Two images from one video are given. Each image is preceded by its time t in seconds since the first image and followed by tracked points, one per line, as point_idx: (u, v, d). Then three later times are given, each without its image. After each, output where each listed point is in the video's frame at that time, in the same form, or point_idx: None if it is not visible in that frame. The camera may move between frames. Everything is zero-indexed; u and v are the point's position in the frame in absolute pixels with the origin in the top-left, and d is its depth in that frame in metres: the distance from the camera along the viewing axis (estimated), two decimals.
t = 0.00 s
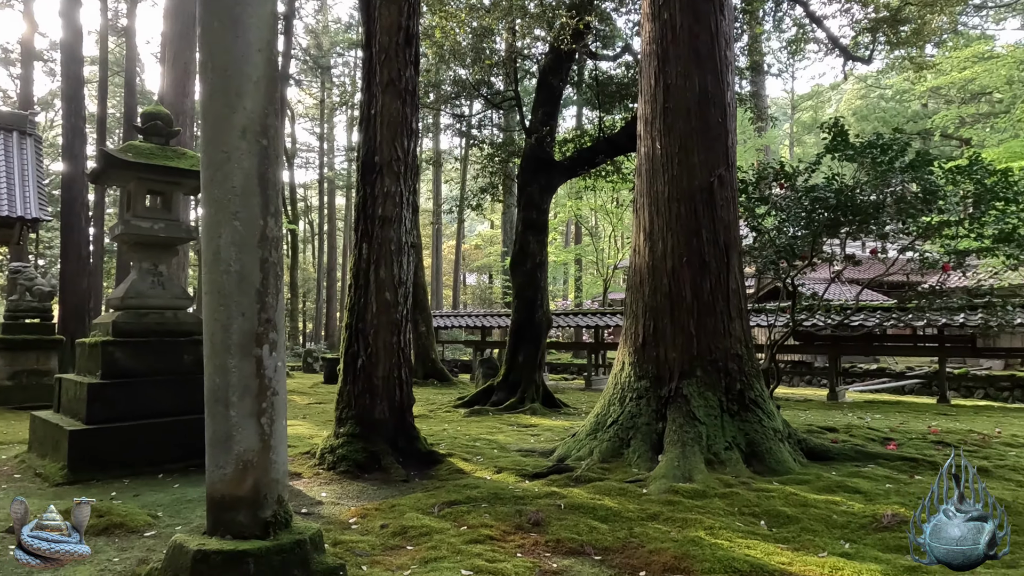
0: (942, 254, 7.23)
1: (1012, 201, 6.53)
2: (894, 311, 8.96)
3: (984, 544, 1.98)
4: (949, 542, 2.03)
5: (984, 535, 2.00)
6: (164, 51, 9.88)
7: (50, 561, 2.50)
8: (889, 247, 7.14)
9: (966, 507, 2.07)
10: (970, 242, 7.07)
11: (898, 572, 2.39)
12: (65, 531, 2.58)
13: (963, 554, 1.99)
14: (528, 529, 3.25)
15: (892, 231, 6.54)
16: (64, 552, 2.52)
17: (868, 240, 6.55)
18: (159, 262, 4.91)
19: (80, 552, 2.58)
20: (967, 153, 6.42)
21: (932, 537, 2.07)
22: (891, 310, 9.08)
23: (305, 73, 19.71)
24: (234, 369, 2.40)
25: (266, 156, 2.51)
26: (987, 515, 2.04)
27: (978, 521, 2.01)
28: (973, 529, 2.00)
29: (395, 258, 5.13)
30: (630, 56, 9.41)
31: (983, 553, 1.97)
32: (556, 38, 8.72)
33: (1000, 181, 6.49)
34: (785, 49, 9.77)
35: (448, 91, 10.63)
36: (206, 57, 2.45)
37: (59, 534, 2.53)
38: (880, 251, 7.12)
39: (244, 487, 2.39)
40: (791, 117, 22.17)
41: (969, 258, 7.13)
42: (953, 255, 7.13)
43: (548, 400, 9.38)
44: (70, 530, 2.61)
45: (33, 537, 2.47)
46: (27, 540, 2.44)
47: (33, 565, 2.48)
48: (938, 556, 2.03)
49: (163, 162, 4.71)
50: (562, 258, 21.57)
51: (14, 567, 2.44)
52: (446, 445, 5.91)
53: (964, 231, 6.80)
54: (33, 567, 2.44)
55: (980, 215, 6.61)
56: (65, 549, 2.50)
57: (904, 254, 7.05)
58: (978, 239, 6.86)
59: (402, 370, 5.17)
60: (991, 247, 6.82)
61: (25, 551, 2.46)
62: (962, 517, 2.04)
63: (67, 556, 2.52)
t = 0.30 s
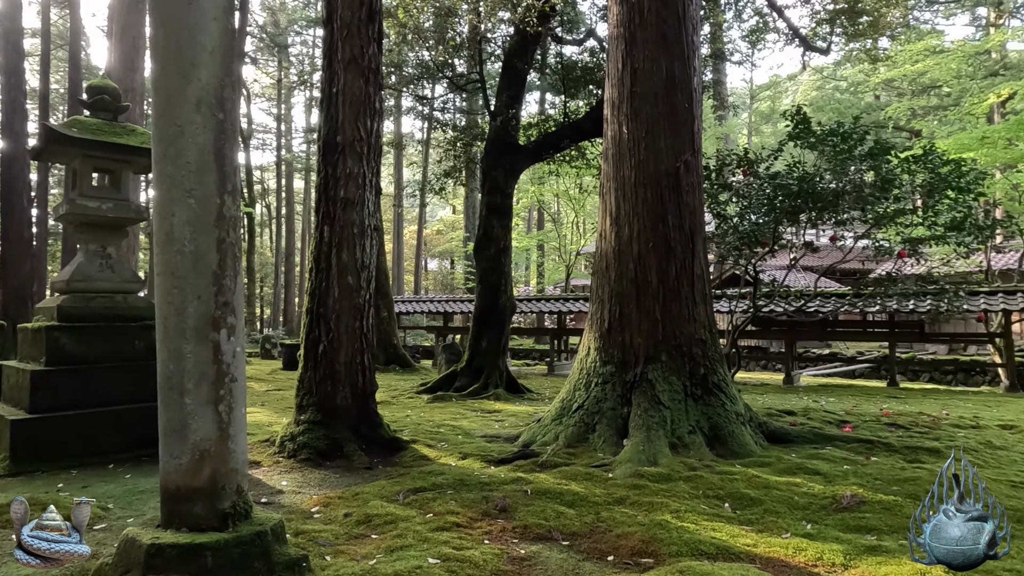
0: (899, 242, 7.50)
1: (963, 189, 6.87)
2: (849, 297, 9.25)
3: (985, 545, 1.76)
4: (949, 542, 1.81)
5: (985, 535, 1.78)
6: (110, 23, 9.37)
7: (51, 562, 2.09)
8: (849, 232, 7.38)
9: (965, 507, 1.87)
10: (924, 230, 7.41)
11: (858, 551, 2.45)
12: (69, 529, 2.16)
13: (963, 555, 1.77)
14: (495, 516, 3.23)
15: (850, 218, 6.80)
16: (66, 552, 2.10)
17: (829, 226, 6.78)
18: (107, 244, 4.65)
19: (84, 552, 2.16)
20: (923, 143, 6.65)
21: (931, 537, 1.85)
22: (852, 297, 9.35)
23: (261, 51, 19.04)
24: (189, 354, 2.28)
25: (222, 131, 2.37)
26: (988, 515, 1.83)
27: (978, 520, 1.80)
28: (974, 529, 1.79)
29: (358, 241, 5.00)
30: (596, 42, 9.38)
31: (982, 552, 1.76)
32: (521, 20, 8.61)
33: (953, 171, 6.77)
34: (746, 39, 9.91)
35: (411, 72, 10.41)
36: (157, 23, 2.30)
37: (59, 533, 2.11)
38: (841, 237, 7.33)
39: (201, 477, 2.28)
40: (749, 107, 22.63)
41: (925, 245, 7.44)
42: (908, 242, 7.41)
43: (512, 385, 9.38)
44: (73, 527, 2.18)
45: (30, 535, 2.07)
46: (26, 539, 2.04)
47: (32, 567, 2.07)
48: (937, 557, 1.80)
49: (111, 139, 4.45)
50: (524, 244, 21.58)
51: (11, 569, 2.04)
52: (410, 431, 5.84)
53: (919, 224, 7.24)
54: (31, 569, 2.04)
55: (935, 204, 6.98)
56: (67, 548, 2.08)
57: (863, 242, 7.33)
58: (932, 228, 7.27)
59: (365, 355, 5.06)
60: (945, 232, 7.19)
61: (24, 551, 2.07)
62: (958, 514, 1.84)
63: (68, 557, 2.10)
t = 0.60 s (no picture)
0: (856, 230, 7.72)
1: (916, 179, 7.12)
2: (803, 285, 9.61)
3: (985, 545, 1.74)
4: (949, 542, 1.79)
5: (985, 535, 1.76)
6: None
7: (51, 563, 1.83)
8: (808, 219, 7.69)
9: (966, 506, 1.84)
10: (879, 219, 7.64)
11: (821, 534, 2.52)
12: (69, 528, 1.89)
13: (964, 555, 1.75)
14: (461, 506, 3.18)
15: (808, 205, 7.16)
16: (67, 553, 1.84)
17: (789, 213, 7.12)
18: (47, 226, 4.35)
19: (86, 552, 1.89)
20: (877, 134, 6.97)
21: (930, 536, 1.83)
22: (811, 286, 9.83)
23: (210, 27, 18.22)
24: (139, 342, 2.14)
25: (173, 104, 2.22)
26: (988, 514, 1.80)
27: (979, 520, 1.77)
28: (974, 528, 1.76)
29: (317, 226, 4.84)
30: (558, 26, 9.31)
31: (983, 552, 1.74)
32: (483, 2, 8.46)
33: (906, 161, 7.03)
34: (703, 29, 10.02)
35: (370, 51, 10.12)
36: None
37: (61, 533, 1.85)
38: (801, 225, 7.55)
39: (153, 472, 2.15)
40: (705, 98, 23.00)
41: (881, 234, 7.67)
42: (864, 230, 7.65)
43: (473, 372, 9.32)
44: (73, 527, 1.91)
45: (29, 534, 1.81)
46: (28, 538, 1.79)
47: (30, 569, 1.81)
48: (937, 558, 1.78)
49: (48, 113, 4.15)
50: (484, 231, 21.46)
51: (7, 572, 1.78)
52: (370, 420, 5.73)
53: (875, 214, 7.51)
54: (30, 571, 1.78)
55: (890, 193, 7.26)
56: (68, 548, 1.82)
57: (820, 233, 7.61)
58: (885, 216, 7.52)
59: (324, 343, 4.92)
60: (899, 221, 7.42)
61: (21, 552, 1.81)
62: (958, 514, 1.81)
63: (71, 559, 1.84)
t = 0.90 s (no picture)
0: (813, 221, 7.97)
1: (869, 172, 7.43)
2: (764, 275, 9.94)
3: (985, 544, 1.82)
4: (949, 542, 1.87)
5: (985, 535, 1.83)
6: None
7: (51, 564, 1.76)
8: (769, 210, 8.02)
9: (965, 507, 1.91)
10: (835, 211, 7.91)
11: (783, 521, 2.65)
12: (69, 527, 1.81)
13: (964, 555, 1.82)
14: (426, 499, 3.14)
15: (766, 198, 7.46)
16: (67, 553, 1.76)
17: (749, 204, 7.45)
18: None
19: (87, 552, 1.82)
20: (832, 129, 7.29)
21: (930, 537, 1.90)
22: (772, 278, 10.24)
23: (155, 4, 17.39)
24: (87, 334, 2.02)
25: (122, 80, 2.08)
26: (987, 514, 1.88)
27: (978, 520, 1.84)
28: (973, 529, 1.84)
29: (275, 213, 4.68)
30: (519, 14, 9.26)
31: (982, 552, 1.81)
32: None
33: (860, 154, 7.34)
34: (662, 21, 10.12)
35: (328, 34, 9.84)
36: None
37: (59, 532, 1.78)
38: (761, 216, 7.80)
39: (103, 471, 2.04)
40: (663, 91, 23.33)
41: (838, 225, 7.95)
42: (820, 222, 7.93)
43: (433, 363, 9.24)
44: (74, 526, 1.83)
45: (29, 535, 1.74)
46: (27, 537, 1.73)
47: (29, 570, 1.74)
48: (937, 557, 1.86)
49: None
50: (443, 220, 21.27)
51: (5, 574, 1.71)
52: (330, 412, 5.61)
53: (830, 208, 7.78)
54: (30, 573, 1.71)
55: (845, 186, 7.55)
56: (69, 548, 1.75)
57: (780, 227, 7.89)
58: (839, 209, 7.80)
59: (282, 334, 4.77)
60: (853, 213, 7.71)
61: (21, 551, 1.74)
62: (959, 516, 1.88)
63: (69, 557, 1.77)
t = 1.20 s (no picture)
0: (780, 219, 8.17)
1: (833, 172, 7.68)
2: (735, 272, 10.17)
3: (986, 545, 1.94)
4: (949, 542, 1.99)
5: (985, 535, 1.96)
6: None
7: (51, 564, 1.76)
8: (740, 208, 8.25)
9: (965, 507, 2.04)
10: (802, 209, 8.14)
11: (760, 517, 2.75)
12: (69, 527, 1.81)
13: (964, 554, 1.94)
14: (402, 501, 3.08)
15: (734, 195, 7.61)
16: (67, 553, 1.77)
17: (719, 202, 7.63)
18: None
19: (87, 552, 1.83)
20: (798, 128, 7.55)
21: (931, 537, 2.03)
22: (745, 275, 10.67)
23: None
24: (46, 334, 1.90)
25: (83, 66, 1.96)
26: (986, 515, 2.01)
27: (978, 521, 1.97)
28: (973, 529, 1.96)
29: (240, 206, 4.53)
30: (488, 6, 9.18)
31: (983, 552, 1.94)
32: None
33: (825, 154, 7.57)
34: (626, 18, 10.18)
35: (293, 23, 9.58)
36: None
37: (61, 534, 1.78)
38: (731, 214, 7.97)
39: (64, 480, 1.93)
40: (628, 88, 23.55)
41: (806, 223, 8.16)
42: (787, 219, 8.15)
43: (401, 359, 9.12)
44: (73, 526, 1.83)
45: (28, 535, 1.74)
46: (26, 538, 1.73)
47: (28, 571, 1.74)
48: (939, 556, 1.98)
49: None
50: (409, 214, 21.03)
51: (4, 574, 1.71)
52: (297, 411, 5.48)
53: (797, 206, 8.00)
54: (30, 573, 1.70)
55: (811, 184, 7.79)
56: (69, 548, 1.75)
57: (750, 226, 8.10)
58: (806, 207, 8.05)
59: (248, 331, 4.63)
60: (819, 211, 7.94)
61: (20, 552, 1.74)
62: (960, 516, 2.01)
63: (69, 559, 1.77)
